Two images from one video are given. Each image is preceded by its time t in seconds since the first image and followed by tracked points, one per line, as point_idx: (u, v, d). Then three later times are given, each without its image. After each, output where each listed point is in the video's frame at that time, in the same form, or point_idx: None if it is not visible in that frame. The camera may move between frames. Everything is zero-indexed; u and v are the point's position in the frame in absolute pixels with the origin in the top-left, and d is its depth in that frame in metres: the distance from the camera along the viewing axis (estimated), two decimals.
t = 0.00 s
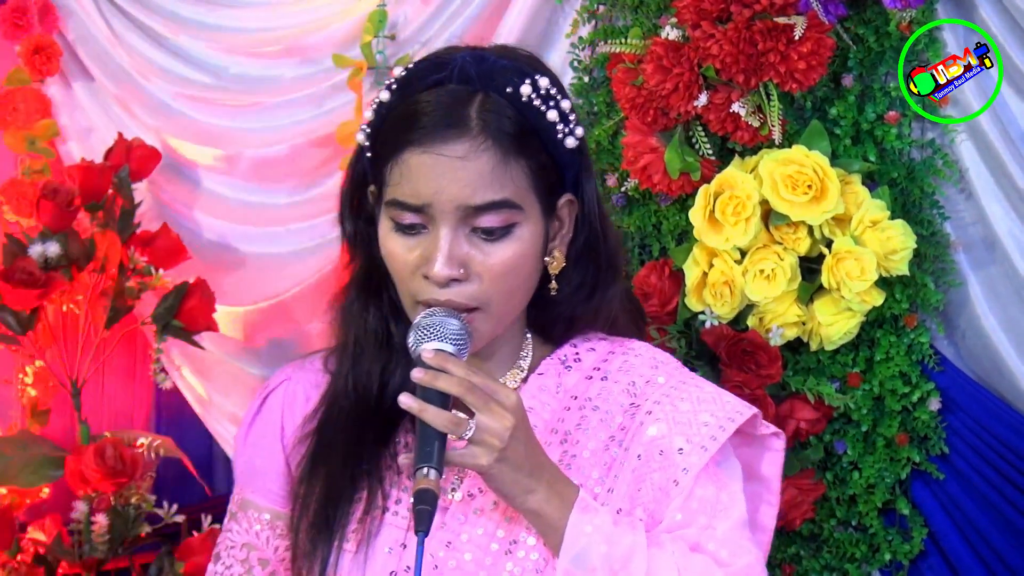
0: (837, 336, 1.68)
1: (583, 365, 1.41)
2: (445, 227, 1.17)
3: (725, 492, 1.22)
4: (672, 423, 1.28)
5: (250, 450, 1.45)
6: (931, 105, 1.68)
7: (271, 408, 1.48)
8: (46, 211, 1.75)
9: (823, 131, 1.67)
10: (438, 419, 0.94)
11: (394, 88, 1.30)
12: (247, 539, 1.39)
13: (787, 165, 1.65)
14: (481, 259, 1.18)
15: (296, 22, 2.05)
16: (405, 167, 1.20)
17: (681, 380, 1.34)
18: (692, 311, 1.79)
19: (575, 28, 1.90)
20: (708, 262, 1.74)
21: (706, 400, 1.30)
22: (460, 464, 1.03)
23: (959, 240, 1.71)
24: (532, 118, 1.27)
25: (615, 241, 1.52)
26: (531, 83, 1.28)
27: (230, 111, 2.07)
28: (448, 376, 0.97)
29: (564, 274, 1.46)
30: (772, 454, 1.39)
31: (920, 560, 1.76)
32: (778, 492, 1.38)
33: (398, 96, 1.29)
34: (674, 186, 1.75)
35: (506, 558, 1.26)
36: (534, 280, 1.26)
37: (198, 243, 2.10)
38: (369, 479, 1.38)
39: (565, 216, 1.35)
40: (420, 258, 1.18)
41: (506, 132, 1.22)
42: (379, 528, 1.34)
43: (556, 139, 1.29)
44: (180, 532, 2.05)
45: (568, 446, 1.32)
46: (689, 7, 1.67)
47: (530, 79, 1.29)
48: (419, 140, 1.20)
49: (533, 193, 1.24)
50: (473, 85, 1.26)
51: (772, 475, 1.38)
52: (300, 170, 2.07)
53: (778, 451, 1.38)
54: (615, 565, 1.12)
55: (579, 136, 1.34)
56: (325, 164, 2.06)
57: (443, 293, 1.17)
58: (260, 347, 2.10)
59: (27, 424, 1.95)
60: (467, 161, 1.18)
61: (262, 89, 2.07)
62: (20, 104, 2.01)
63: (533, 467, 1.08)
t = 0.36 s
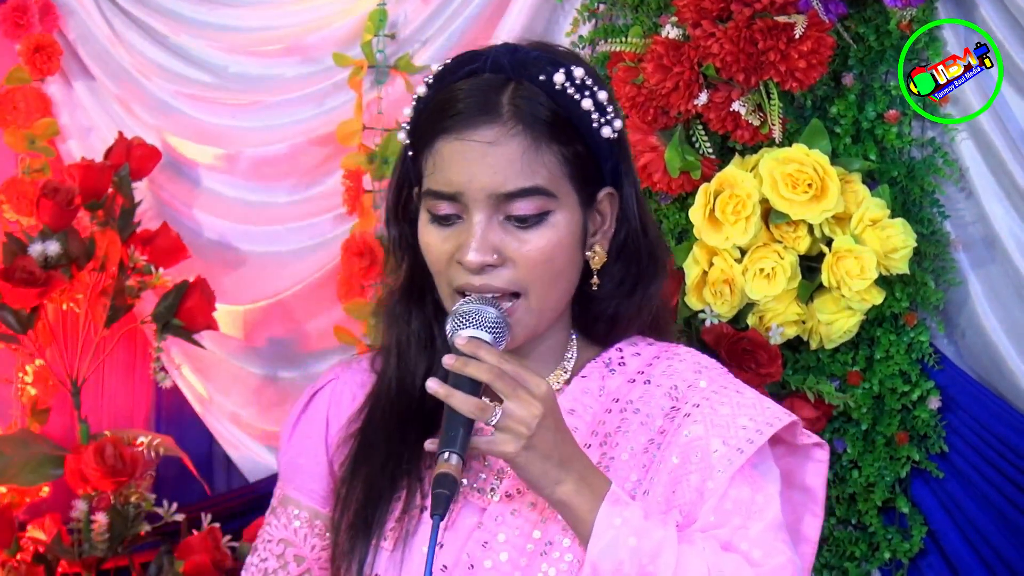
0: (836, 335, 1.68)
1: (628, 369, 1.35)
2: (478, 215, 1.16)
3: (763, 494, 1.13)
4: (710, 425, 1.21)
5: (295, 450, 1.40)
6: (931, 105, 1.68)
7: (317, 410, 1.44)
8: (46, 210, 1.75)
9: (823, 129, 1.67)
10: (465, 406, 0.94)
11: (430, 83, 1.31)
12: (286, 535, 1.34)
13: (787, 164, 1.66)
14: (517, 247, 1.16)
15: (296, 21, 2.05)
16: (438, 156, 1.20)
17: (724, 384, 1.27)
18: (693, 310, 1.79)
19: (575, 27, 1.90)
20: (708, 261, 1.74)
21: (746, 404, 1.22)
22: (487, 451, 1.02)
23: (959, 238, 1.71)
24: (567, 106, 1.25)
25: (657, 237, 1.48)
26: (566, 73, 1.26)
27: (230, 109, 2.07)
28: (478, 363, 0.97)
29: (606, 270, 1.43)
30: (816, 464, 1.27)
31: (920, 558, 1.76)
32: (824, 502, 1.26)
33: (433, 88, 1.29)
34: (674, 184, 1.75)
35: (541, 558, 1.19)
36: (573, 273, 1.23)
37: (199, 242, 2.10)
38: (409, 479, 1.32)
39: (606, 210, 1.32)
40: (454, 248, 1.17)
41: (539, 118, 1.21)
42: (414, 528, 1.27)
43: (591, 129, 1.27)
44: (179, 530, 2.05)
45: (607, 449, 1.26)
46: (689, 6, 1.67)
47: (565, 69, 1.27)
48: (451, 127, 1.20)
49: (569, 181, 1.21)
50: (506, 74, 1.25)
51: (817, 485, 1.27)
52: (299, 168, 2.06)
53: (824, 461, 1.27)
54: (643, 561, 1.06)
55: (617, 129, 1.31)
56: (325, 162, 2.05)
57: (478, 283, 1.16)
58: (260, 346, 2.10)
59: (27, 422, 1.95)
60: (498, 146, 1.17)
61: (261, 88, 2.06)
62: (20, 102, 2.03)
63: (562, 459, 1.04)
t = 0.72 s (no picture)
0: (837, 335, 1.68)
1: (647, 372, 1.33)
2: (487, 209, 1.15)
3: (767, 498, 1.08)
4: (717, 428, 1.16)
5: (321, 432, 1.41)
6: (931, 105, 1.68)
7: (345, 396, 1.44)
8: (47, 210, 1.74)
9: (823, 129, 1.67)
10: (461, 389, 0.91)
11: (441, 81, 1.31)
12: (298, 514, 1.38)
13: (788, 163, 1.65)
14: (528, 240, 1.15)
15: (296, 20, 2.05)
16: (448, 153, 1.20)
17: (739, 389, 1.23)
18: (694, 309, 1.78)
19: (575, 26, 1.90)
20: (709, 261, 1.74)
21: (758, 411, 1.17)
22: (484, 438, 0.95)
23: (959, 237, 1.71)
24: (577, 99, 1.24)
25: (675, 232, 1.44)
26: (574, 65, 1.25)
27: (231, 109, 2.07)
28: (480, 349, 0.92)
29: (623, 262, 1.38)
30: (833, 475, 1.22)
31: (921, 558, 1.76)
32: (842, 515, 1.21)
33: (444, 85, 1.29)
34: (675, 183, 1.75)
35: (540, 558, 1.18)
36: (587, 265, 1.21)
37: (199, 241, 2.11)
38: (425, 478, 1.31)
39: (622, 203, 1.29)
40: (465, 243, 1.17)
41: (546, 110, 1.20)
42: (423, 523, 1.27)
43: (601, 121, 1.25)
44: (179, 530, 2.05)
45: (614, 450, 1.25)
46: (690, 5, 1.67)
47: (574, 61, 1.25)
48: (460, 123, 1.20)
49: (578, 173, 1.20)
50: (514, 68, 1.24)
51: (836, 497, 1.21)
52: (299, 168, 2.07)
53: (842, 472, 1.22)
54: (637, 556, 1.02)
55: (630, 121, 1.29)
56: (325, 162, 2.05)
57: (490, 276, 1.15)
58: (260, 346, 2.10)
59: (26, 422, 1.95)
60: (504, 139, 1.17)
61: (261, 88, 2.07)
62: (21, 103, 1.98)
63: (561, 449, 0.98)
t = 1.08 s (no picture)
0: (837, 335, 1.68)
1: (603, 371, 1.33)
2: (446, 201, 1.20)
3: (709, 499, 1.07)
4: (662, 429, 1.16)
5: (291, 418, 1.48)
6: (931, 105, 1.68)
7: (318, 386, 1.50)
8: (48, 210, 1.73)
9: (824, 129, 1.67)
10: (401, 379, 0.95)
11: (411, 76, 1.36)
12: (258, 496, 1.44)
13: (788, 163, 1.65)
14: (485, 233, 1.18)
15: (297, 20, 2.04)
16: (410, 146, 1.25)
17: (690, 390, 1.21)
18: (694, 309, 1.79)
19: (576, 26, 1.90)
20: (710, 260, 1.74)
21: (705, 411, 1.16)
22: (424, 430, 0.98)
23: (960, 237, 1.71)
24: (541, 97, 1.28)
25: (641, 232, 1.47)
26: (540, 62, 1.29)
27: (233, 110, 2.08)
28: (423, 341, 0.95)
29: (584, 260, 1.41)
30: (789, 478, 1.21)
31: (923, 558, 1.76)
32: (802, 517, 1.21)
33: (413, 79, 1.34)
34: (676, 183, 1.76)
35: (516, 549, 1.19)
36: (545, 262, 1.24)
37: (199, 243, 2.09)
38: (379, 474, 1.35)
39: (585, 202, 1.34)
40: (425, 235, 1.21)
41: (507, 106, 1.24)
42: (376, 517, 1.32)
43: (564, 118, 1.29)
44: (179, 530, 2.05)
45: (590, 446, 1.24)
46: (691, 5, 1.66)
47: (540, 58, 1.30)
48: (424, 117, 1.25)
49: (538, 170, 1.24)
50: (480, 64, 1.29)
51: (793, 501, 1.21)
52: (300, 168, 2.08)
53: (796, 477, 1.21)
54: (575, 553, 1.02)
55: (594, 121, 1.33)
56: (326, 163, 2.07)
57: (448, 268, 1.19)
58: (261, 344, 2.10)
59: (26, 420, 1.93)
60: (463, 134, 1.21)
61: (262, 89, 2.07)
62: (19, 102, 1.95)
63: (503, 443, 1.01)
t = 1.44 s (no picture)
0: (837, 334, 1.68)
1: (519, 362, 1.35)
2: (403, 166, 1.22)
3: (639, 484, 1.12)
4: (575, 420, 1.21)
5: (222, 409, 1.56)
6: (931, 105, 1.68)
7: (246, 378, 1.58)
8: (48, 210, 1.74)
9: (825, 128, 1.66)
10: (354, 367, 0.91)
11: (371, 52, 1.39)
12: (195, 484, 1.50)
13: (788, 162, 1.65)
14: (434, 204, 1.20)
15: (297, 19, 2.05)
16: (372, 112, 1.27)
17: (604, 379, 1.27)
18: (694, 309, 1.78)
19: (576, 25, 1.91)
20: (709, 260, 1.74)
21: (619, 399, 1.22)
22: (374, 415, 0.97)
23: (959, 237, 1.71)
24: (504, 81, 1.33)
25: (576, 245, 1.53)
26: (506, 51, 1.36)
27: (233, 110, 2.08)
28: (372, 328, 0.92)
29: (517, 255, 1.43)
30: (706, 465, 1.23)
31: (923, 557, 1.76)
32: (716, 506, 1.21)
33: (376, 50, 1.37)
34: (676, 183, 1.76)
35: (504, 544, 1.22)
36: (487, 243, 1.26)
37: (199, 242, 2.10)
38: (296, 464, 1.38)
39: (524, 197, 1.35)
40: (373, 199, 1.21)
41: (473, 83, 1.29)
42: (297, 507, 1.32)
43: (523, 107, 1.35)
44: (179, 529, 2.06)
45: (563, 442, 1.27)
46: (691, 4, 1.66)
47: (505, 47, 1.36)
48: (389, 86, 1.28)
49: (491, 150, 1.28)
50: (447, 41, 1.34)
51: (708, 488, 1.22)
52: (300, 168, 2.09)
53: (713, 462, 1.23)
54: (524, 538, 1.05)
55: (547, 117, 1.40)
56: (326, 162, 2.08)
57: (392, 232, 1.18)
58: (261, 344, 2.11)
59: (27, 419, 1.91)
60: (427, 104, 1.25)
61: (261, 87, 2.07)
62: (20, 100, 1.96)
63: (451, 430, 1.01)
